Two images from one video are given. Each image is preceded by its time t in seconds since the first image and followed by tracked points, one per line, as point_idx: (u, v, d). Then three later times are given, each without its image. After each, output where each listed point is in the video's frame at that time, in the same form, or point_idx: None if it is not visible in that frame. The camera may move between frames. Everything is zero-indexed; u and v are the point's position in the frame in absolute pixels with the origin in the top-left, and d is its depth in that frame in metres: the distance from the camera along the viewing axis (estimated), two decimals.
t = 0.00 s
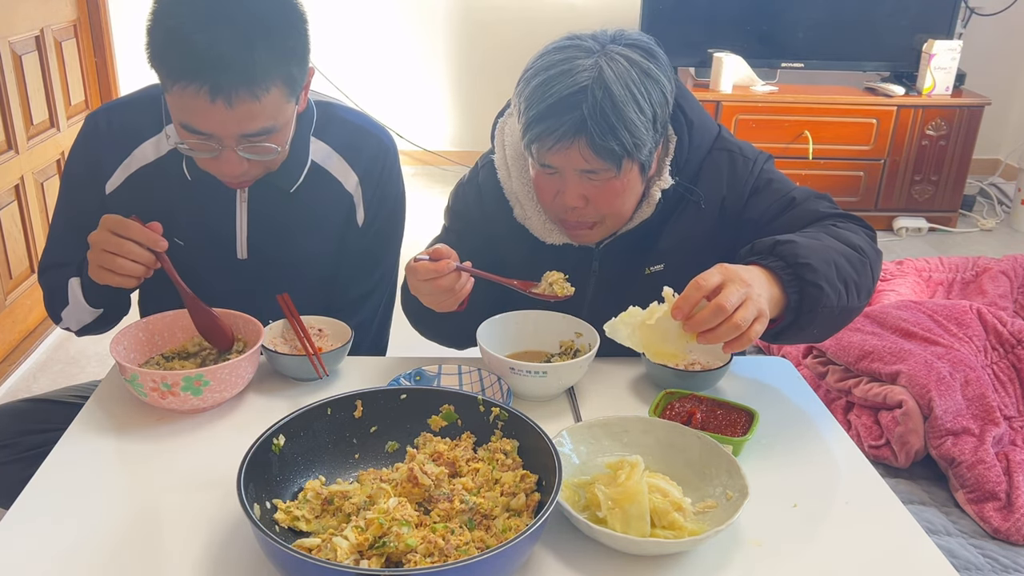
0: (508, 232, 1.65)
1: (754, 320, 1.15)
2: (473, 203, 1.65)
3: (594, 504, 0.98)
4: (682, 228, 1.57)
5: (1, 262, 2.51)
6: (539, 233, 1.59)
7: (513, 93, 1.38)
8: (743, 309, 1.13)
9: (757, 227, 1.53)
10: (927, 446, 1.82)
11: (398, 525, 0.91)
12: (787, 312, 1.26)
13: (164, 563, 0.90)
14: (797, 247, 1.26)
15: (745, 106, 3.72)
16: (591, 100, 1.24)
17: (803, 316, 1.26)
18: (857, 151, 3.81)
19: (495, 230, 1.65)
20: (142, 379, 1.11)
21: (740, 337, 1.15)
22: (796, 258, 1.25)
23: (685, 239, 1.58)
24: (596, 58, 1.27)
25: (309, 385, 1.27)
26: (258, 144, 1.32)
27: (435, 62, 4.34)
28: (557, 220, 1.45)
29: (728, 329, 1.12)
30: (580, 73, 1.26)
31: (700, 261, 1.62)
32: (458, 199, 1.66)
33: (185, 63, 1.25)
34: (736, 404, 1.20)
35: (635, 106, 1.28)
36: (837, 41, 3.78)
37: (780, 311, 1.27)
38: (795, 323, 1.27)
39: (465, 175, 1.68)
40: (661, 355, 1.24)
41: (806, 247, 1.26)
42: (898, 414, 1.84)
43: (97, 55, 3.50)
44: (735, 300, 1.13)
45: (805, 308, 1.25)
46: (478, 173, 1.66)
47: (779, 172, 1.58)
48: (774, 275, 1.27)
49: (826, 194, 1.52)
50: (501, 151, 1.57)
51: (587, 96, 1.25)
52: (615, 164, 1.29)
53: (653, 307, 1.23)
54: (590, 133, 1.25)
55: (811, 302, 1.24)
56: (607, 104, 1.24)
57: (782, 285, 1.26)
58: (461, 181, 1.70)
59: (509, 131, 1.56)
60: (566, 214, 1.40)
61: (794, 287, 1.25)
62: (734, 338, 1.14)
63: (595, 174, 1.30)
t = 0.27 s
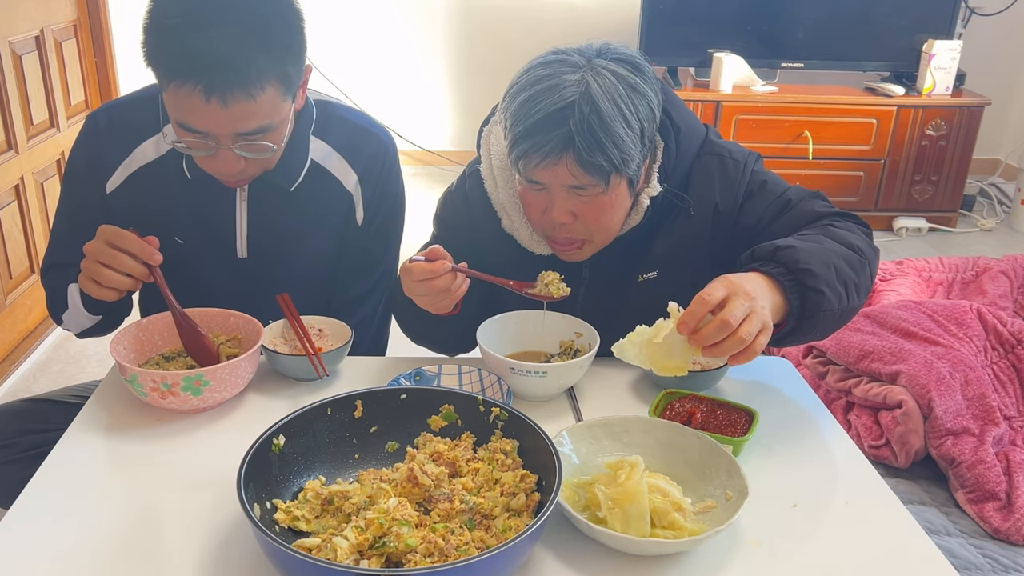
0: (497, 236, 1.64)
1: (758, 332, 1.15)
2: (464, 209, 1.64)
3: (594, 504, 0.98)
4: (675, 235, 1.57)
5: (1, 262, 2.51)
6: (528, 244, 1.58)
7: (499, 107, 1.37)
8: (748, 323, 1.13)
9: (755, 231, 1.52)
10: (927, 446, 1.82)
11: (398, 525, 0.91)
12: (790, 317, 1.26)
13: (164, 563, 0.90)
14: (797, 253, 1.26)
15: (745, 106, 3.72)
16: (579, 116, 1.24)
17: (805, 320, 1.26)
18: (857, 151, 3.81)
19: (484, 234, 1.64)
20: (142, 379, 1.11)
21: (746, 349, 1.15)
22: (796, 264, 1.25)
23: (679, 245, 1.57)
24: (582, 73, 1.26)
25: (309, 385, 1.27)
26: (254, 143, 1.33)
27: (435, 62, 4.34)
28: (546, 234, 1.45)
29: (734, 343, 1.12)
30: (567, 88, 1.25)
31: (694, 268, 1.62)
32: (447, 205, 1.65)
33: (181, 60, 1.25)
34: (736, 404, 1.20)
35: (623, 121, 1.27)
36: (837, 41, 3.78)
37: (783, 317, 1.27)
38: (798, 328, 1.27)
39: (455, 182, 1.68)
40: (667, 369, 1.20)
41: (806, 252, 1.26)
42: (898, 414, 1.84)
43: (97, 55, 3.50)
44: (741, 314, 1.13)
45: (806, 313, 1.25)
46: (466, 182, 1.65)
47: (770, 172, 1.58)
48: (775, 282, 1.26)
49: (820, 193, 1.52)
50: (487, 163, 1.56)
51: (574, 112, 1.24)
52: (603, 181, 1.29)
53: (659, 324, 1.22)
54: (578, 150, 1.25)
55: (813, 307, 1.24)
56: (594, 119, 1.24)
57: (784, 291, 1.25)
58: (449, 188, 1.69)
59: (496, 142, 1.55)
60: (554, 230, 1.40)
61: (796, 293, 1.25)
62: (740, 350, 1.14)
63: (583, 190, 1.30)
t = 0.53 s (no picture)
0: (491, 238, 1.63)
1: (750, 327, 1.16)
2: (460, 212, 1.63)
3: (595, 504, 0.98)
4: (668, 236, 1.57)
5: (1, 262, 2.51)
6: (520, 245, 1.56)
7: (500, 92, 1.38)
8: (739, 317, 1.13)
9: (749, 230, 1.52)
10: (927, 446, 1.82)
11: (398, 525, 0.91)
12: (784, 308, 1.26)
13: (164, 563, 0.90)
14: (791, 244, 1.26)
15: (745, 106, 3.72)
16: (585, 86, 1.26)
17: (800, 312, 1.26)
18: (857, 151, 3.81)
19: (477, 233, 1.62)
20: (142, 379, 1.11)
21: (738, 343, 1.15)
22: (789, 255, 1.25)
23: (673, 246, 1.57)
24: (589, 52, 1.30)
25: (309, 386, 1.27)
26: (250, 140, 1.32)
27: (435, 62, 4.33)
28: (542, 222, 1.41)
29: (726, 335, 1.12)
30: (574, 63, 1.28)
31: (690, 270, 1.61)
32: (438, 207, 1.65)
33: (178, 57, 1.25)
34: (736, 404, 1.20)
35: (627, 98, 1.29)
36: (837, 41, 3.78)
37: (777, 309, 1.27)
38: (793, 320, 1.27)
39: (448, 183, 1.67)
40: (660, 360, 1.21)
41: (800, 244, 1.27)
42: (898, 414, 1.84)
43: (97, 55, 3.49)
44: (733, 308, 1.13)
45: (801, 304, 1.26)
46: (458, 182, 1.64)
47: (761, 169, 1.58)
48: (769, 274, 1.26)
49: (811, 188, 1.54)
50: (479, 164, 1.56)
51: (581, 82, 1.26)
52: (606, 154, 1.29)
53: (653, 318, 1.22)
54: (583, 119, 1.25)
55: (807, 298, 1.24)
56: (601, 91, 1.26)
57: (778, 283, 1.26)
58: (440, 191, 1.67)
59: (490, 141, 1.55)
60: (551, 215, 1.37)
61: (790, 285, 1.25)
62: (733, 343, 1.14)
63: (585, 164, 1.29)
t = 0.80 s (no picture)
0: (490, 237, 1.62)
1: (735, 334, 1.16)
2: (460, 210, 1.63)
3: (594, 504, 0.98)
4: (665, 238, 1.57)
5: (1, 262, 2.51)
6: (519, 241, 1.55)
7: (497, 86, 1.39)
8: (725, 324, 1.13)
9: (745, 232, 1.54)
10: (927, 446, 1.82)
11: (398, 525, 0.91)
12: (774, 313, 1.27)
13: (165, 562, 0.90)
14: (781, 250, 1.27)
15: (745, 106, 3.72)
16: (579, 77, 1.26)
17: (790, 317, 1.27)
18: (857, 151, 3.81)
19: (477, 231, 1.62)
20: (142, 379, 1.12)
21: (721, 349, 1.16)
22: (781, 261, 1.25)
23: (672, 246, 1.57)
24: (585, 47, 1.30)
25: (309, 386, 1.27)
26: (247, 134, 1.32)
27: (435, 62, 4.33)
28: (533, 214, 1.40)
29: (711, 342, 1.13)
30: (569, 54, 1.28)
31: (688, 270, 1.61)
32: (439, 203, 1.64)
33: (175, 50, 1.25)
34: (736, 404, 1.20)
35: (621, 91, 1.29)
36: (837, 41, 3.78)
37: (767, 314, 1.27)
38: (783, 324, 1.27)
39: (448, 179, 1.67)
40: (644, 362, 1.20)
41: (791, 250, 1.27)
42: (898, 414, 1.84)
43: (97, 55, 3.49)
44: (719, 315, 1.13)
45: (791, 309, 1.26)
46: (459, 179, 1.63)
47: (759, 172, 1.59)
48: (759, 279, 1.27)
49: (808, 191, 1.54)
50: (479, 159, 1.56)
51: (575, 73, 1.26)
52: (598, 146, 1.28)
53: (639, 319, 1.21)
54: (575, 109, 1.25)
55: (797, 304, 1.25)
56: (595, 83, 1.26)
57: (768, 288, 1.26)
58: (439, 188, 1.67)
59: (489, 137, 1.55)
60: (543, 207, 1.36)
61: (780, 290, 1.26)
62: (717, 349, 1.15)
63: (576, 154, 1.28)
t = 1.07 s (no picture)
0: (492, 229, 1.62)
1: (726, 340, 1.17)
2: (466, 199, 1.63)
3: (594, 504, 0.98)
4: (665, 226, 1.56)
5: (1, 262, 2.51)
6: (525, 233, 1.53)
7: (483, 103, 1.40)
8: (715, 332, 1.14)
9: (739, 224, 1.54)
10: (927, 446, 1.82)
11: (398, 525, 0.91)
12: (765, 314, 1.26)
13: (165, 562, 0.91)
14: (774, 250, 1.26)
15: (745, 106, 3.72)
16: (555, 86, 1.26)
17: (781, 318, 1.27)
18: (857, 151, 3.81)
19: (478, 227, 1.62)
20: (143, 379, 1.12)
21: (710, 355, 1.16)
22: (773, 261, 1.25)
23: (670, 235, 1.57)
24: (555, 49, 1.30)
25: (309, 385, 1.27)
26: (246, 130, 1.32)
27: (435, 62, 4.33)
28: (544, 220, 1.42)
29: (699, 350, 1.14)
30: (540, 63, 1.28)
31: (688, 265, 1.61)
32: (446, 193, 1.65)
33: (172, 46, 1.25)
34: (736, 404, 1.20)
35: (600, 88, 1.29)
36: (837, 41, 3.78)
37: (757, 314, 1.27)
38: (774, 325, 1.27)
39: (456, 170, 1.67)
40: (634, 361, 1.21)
41: (784, 249, 1.26)
42: (898, 414, 1.84)
43: (97, 55, 3.49)
44: (709, 323, 1.13)
45: (783, 309, 1.26)
46: (466, 172, 1.65)
47: (759, 166, 1.58)
48: (752, 279, 1.26)
49: (807, 188, 1.53)
50: (484, 154, 1.56)
51: (551, 82, 1.27)
52: (590, 147, 1.28)
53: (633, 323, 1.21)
54: (559, 118, 1.25)
55: (789, 304, 1.25)
56: (572, 87, 1.26)
57: (760, 288, 1.26)
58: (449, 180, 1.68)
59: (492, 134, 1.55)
60: (551, 211, 1.37)
61: (772, 290, 1.25)
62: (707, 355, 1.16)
63: (571, 159, 1.29)
